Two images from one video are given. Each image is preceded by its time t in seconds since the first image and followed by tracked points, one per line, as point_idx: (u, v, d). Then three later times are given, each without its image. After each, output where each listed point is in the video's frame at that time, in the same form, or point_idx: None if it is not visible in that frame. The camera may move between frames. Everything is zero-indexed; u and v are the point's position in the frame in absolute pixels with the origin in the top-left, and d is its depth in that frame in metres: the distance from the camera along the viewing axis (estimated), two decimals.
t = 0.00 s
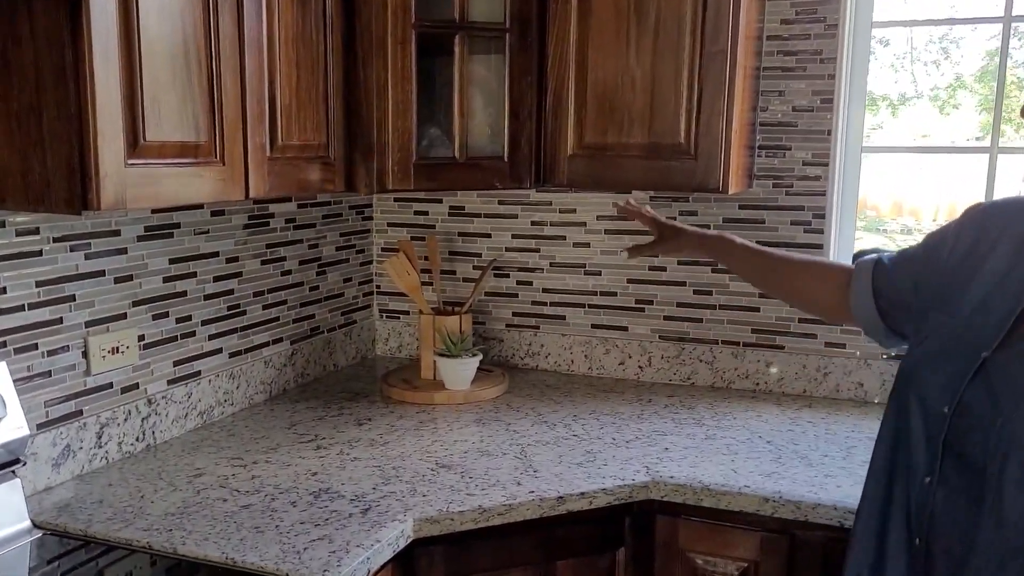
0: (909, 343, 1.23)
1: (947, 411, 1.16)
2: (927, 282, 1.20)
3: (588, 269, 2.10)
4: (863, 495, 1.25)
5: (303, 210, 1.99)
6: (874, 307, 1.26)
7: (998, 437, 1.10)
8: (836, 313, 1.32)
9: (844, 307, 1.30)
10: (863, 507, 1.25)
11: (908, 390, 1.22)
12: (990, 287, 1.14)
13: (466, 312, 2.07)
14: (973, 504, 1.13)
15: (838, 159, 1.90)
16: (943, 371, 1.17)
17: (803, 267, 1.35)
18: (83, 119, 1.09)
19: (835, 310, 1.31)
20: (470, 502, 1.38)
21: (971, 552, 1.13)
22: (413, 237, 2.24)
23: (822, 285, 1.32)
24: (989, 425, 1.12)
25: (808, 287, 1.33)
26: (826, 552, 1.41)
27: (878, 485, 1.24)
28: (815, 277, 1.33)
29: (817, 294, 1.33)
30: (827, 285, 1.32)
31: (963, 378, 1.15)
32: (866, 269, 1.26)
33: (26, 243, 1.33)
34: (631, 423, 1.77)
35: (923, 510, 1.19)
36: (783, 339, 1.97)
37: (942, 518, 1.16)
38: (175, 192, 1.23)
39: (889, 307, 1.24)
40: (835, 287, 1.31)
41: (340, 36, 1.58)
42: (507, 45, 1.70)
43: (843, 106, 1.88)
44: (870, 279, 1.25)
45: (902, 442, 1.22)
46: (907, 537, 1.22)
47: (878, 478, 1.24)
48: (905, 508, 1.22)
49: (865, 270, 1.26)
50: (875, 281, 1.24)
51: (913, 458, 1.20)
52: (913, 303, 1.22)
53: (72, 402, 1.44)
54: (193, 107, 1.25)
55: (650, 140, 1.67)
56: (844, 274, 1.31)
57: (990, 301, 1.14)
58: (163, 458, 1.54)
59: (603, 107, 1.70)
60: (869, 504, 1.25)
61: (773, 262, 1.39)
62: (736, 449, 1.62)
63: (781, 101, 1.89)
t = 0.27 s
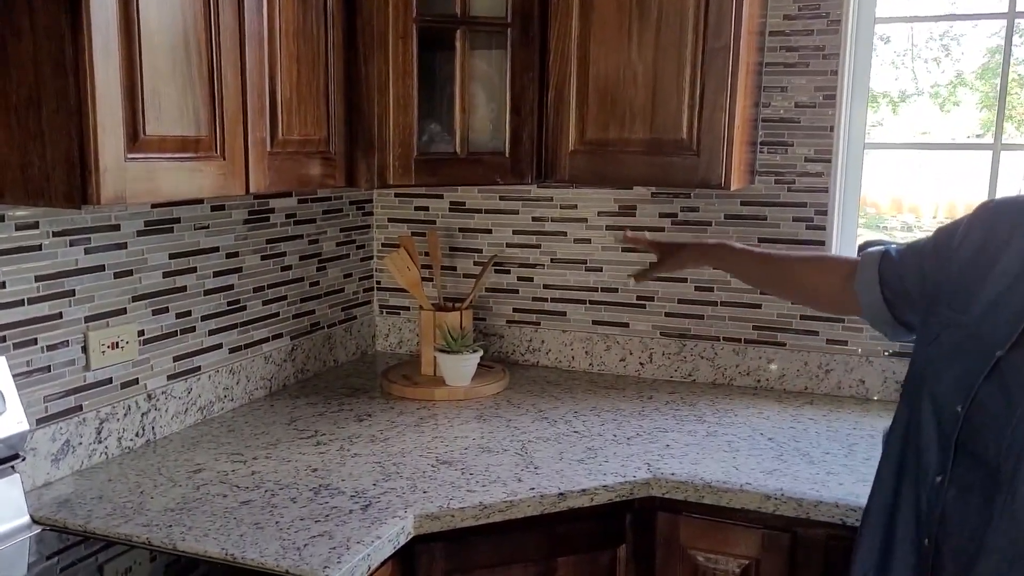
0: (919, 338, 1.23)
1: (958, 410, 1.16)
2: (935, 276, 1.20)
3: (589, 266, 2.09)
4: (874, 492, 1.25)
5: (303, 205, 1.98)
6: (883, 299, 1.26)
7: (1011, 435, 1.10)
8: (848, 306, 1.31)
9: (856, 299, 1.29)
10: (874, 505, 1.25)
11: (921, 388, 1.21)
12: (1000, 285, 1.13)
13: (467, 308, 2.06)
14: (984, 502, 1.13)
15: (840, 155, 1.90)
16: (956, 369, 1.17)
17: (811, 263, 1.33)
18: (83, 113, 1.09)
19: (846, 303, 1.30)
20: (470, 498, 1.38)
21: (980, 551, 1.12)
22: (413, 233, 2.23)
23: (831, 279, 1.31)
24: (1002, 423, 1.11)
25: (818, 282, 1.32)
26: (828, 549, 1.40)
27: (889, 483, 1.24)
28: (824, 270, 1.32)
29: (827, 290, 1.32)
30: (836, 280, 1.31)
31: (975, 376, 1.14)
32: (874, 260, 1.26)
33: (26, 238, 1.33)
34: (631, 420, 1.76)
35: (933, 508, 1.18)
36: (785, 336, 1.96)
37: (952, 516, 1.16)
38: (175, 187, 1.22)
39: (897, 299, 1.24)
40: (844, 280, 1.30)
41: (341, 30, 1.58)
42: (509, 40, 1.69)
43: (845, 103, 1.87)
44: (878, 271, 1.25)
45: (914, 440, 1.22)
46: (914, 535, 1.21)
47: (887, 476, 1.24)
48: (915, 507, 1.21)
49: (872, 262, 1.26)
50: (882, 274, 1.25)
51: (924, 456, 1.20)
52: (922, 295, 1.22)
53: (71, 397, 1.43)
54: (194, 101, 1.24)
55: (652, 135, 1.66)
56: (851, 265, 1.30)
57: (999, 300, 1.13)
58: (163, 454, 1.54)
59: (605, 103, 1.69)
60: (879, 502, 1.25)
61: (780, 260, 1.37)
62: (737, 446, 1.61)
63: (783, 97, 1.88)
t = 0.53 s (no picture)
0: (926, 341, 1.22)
1: (960, 407, 1.16)
2: (940, 278, 1.16)
3: (590, 260, 2.09)
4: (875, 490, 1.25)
5: (304, 197, 1.98)
6: (887, 307, 1.21)
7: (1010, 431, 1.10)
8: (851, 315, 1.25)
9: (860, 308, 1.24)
10: (875, 503, 1.25)
11: (923, 386, 1.22)
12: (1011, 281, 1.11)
13: (468, 301, 2.06)
14: (984, 500, 1.13)
15: (843, 150, 1.89)
16: (958, 368, 1.17)
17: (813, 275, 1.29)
18: (83, 104, 1.08)
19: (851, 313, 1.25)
20: (470, 492, 1.38)
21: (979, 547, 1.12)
22: (414, 226, 2.23)
23: (834, 289, 1.26)
24: (1001, 420, 1.11)
25: (821, 294, 1.28)
26: (826, 544, 1.41)
27: (890, 482, 1.24)
28: (826, 280, 1.28)
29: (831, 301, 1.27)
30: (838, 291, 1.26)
31: (976, 375, 1.14)
32: (877, 270, 1.22)
33: (26, 228, 1.33)
34: (632, 414, 1.76)
35: (935, 504, 1.19)
36: (786, 332, 1.96)
37: (952, 513, 1.16)
38: (177, 179, 1.22)
39: (902, 304, 1.20)
40: (847, 289, 1.25)
41: (342, 22, 1.57)
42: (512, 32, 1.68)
43: (848, 98, 1.87)
44: (882, 278, 1.21)
45: (915, 438, 1.22)
46: (916, 533, 1.21)
47: (889, 474, 1.24)
48: (917, 504, 1.21)
49: (875, 272, 1.22)
50: (886, 281, 1.20)
51: (926, 454, 1.20)
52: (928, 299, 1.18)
53: (72, 388, 1.43)
54: (194, 92, 1.24)
55: (653, 130, 1.66)
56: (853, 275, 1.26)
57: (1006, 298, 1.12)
58: (163, 445, 1.54)
59: (607, 97, 1.69)
60: (881, 500, 1.25)
61: (783, 274, 1.33)
62: (737, 440, 1.61)
63: (786, 91, 1.88)
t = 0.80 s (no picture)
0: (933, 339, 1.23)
1: (967, 405, 1.16)
2: (951, 277, 1.19)
3: (594, 256, 2.10)
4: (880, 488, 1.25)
5: (309, 193, 1.99)
6: (899, 307, 1.24)
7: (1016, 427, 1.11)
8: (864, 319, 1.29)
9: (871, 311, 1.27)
10: (880, 502, 1.25)
11: (929, 384, 1.21)
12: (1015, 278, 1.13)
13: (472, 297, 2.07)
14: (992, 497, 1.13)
15: (848, 146, 1.90)
16: (962, 365, 1.17)
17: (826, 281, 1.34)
18: (91, 100, 1.09)
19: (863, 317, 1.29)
20: (474, 486, 1.39)
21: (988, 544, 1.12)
22: (419, 222, 2.24)
23: (847, 293, 1.30)
24: (1007, 416, 1.12)
25: (833, 299, 1.32)
26: (829, 539, 1.41)
27: (895, 479, 1.24)
28: (837, 285, 1.32)
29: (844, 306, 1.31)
30: (850, 296, 1.30)
31: (981, 371, 1.15)
32: (887, 272, 1.25)
33: (34, 224, 1.34)
34: (635, 410, 1.77)
35: (941, 502, 1.19)
36: (790, 328, 1.96)
37: (959, 510, 1.16)
38: (183, 175, 1.23)
39: (914, 304, 1.22)
40: (858, 293, 1.29)
41: (347, 19, 1.58)
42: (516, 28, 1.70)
43: (853, 94, 1.86)
44: (893, 280, 1.24)
45: (919, 435, 1.22)
46: (921, 530, 1.21)
47: (893, 472, 1.24)
48: (922, 502, 1.21)
49: (885, 274, 1.25)
50: (898, 282, 1.23)
51: (932, 452, 1.20)
52: (937, 298, 1.20)
53: (79, 382, 1.44)
54: (201, 89, 1.25)
55: (658, 126, 1.66)
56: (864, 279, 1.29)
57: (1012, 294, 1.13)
58: (170, 440, 1.55)
59: (612, 93, 1.69)
60: (886, 498, 1.25)
61: (798, 280, 1.37)
62: (740, 436, 1.62)
63: (790, 87, 1.88)
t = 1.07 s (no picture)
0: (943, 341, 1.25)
1: (970, 402, 1.15)
2: (956, 282, 1.22)
3: (596, 250, 2.10)
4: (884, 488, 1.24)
5: (312, 187, 1.99)
6: (911, 318, 1.28)
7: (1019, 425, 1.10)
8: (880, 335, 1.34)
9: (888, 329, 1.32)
10: (883, 501, 1.24)
11: (931, 382, 1.20)
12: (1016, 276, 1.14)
13: (475, 291, 2.07)
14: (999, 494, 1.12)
15: (851, 141, 1.89)
16: (964, 363, 1.17)
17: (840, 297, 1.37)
18: (95, 93, 1.09)
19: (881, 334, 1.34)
20: (476, 479, 1.39)
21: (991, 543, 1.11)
22: (422, 216, 2.24)
23: (861, 310, 1.35)
24: (1009, 414, 1.11)
25: (849, 315, 1.36)
26: (830, 534, 1.41)
27: (898, 479, 1.23)
28: (852, 302, 1.36)
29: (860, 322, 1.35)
30: (866, 313, 1.35)
31: (982, 370, 1.14)
32: (898, 288, 1.30)
33: (38, 216, 1.34)
34: (638, 404, 1.77)
35: (944, 501, 1.18)
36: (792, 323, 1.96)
37: (963, 509, 1.15)
38: (186, 168, 1.23)
39: (923, 311, 1.27)
40: (873, 311, 1.34)
41: (351, 12, 1.58)
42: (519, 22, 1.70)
43: (857, 89, 1.86)
44: (902, 292, 1.29)
45: (922, 434, 1.21)
46: (924, 529, 1.20)
47: (897, 472, 1.23)
48: (926, 500, 1.20)
49: (895, 289, 1.30)
50: (907, 293, 1.28)
51: (935, 451, 1.19)
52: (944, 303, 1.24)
53: (83, 374, 1.45)
54: (205, 83, 1.25)
55: (661, 120, 1.66)
56: (878, 295, 1.34)
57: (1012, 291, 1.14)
58: (174, 432, 1.55)
59: (615, 87, 1.69)
60: (890, 498, 1.24)
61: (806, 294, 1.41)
62: (742, 430, 1.62)
63: (794, 81, 1.88)
